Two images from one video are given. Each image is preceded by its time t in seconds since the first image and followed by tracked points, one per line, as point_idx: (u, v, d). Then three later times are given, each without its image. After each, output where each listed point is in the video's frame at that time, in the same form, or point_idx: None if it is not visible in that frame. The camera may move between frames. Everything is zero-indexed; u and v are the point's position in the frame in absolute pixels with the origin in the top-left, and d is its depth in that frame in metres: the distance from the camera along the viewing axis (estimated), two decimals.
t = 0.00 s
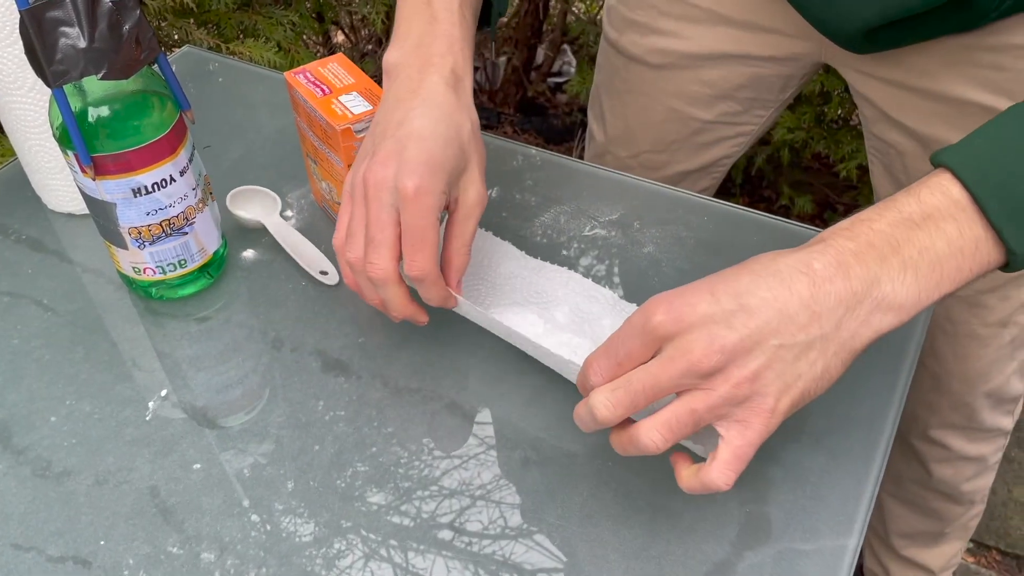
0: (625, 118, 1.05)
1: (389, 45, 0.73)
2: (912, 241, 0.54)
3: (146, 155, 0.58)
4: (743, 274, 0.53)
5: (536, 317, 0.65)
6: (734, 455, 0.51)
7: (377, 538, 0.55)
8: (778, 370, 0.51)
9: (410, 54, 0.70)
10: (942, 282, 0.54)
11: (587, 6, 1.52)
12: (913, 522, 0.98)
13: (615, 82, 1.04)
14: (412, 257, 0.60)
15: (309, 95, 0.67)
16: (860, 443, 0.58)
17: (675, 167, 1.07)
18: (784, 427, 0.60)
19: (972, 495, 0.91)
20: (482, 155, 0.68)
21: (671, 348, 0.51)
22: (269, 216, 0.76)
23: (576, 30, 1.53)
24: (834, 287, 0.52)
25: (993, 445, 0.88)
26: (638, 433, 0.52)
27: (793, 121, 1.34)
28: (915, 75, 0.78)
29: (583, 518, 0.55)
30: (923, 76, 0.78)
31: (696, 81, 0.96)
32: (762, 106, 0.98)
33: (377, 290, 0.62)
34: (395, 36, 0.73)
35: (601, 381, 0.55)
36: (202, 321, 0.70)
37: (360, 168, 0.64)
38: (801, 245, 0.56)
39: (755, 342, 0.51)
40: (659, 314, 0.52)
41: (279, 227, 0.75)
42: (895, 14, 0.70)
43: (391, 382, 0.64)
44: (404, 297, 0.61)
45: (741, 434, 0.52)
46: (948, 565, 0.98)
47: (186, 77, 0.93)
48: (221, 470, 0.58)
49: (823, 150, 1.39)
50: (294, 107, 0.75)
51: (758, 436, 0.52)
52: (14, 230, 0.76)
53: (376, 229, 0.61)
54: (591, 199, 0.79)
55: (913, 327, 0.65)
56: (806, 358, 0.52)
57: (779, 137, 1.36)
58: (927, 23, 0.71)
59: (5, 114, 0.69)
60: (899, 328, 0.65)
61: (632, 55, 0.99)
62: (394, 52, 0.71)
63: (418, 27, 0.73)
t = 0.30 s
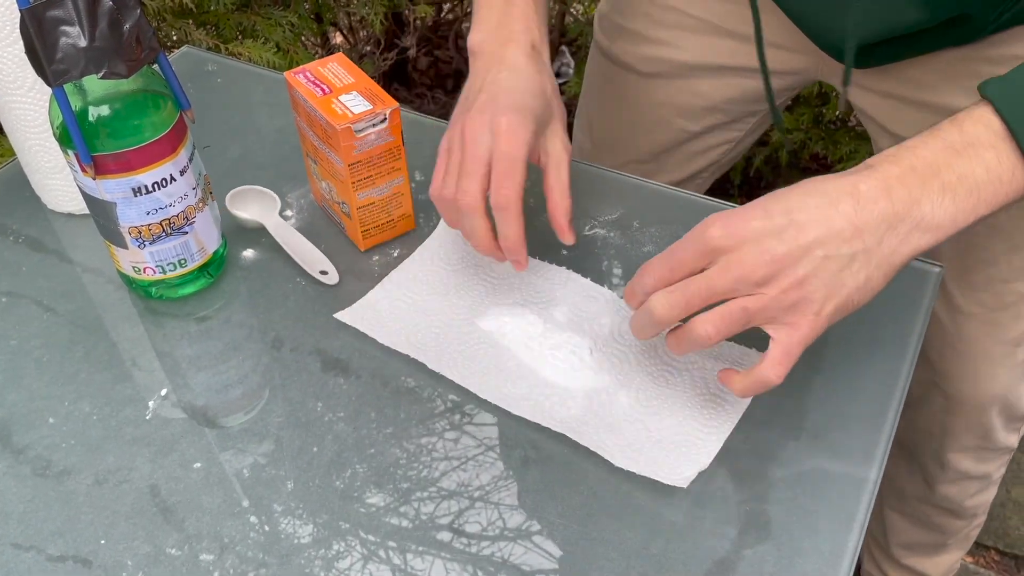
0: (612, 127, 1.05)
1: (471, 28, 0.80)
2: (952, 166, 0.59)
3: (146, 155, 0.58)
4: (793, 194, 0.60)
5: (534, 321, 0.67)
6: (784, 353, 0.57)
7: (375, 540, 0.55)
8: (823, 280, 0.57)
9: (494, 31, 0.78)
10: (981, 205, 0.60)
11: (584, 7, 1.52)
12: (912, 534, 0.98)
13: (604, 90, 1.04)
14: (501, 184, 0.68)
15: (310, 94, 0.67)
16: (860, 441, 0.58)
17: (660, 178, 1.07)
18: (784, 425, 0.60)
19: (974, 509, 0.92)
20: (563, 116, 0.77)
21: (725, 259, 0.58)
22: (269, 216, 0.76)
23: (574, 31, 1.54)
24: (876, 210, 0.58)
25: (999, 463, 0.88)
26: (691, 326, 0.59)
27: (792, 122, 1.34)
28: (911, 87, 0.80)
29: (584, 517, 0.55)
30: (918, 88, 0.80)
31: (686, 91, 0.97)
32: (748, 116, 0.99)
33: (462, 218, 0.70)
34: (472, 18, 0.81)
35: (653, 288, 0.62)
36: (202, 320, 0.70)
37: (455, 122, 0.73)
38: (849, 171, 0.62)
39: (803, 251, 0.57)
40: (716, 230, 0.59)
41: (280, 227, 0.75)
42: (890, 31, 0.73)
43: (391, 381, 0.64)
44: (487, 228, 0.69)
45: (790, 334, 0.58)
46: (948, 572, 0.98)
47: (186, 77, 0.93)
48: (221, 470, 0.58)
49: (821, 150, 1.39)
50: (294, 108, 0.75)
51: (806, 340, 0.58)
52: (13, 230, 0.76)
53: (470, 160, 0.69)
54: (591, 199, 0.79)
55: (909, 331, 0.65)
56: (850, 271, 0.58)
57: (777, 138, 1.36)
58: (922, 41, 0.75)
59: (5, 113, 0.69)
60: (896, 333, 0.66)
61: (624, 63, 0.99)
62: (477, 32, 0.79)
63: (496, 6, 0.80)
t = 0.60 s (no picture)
0: (597, 137, 1.05)
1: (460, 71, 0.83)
2: (926, 217, 0.64)
3: (146, 162, 0.58)
4: (790, 227, 0.64)
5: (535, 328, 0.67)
6: (772, 363, 0.59)
7: (375, 543, 0.55)
8: (817, 302, 0.60)
9: (483, 77, 0.81)
10: (953, 253, 0.63)
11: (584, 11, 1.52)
12: (909, 552, 0.98)
13: (592, 97, 1.04)
14: (516, 206, 0.70)
15: (311, 100, 0.67)
16: (861, 447, 0.58)
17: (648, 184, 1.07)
18: (785, 431, 0.60)
19: (973, 533, 0.92)
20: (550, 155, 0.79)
21: (731, 266, 0.62)
22: (269, 221, 0.76)
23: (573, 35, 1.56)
24: (860, 248, 0.63)
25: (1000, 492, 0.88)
26: (691, 336, 0.61)
27: (792, 126, 1.34)
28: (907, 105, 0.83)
29: (584, 523, 0.55)
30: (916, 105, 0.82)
31: (675, 100, 0.98)
32: (736, 127, 1.00)
33: (479, 239, 0.71)
34: (463, 61, 0.83)
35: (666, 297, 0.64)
36: (202, 326, 0.70)
37: (457, 147, 0.75)
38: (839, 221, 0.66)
39: (801, 270, 0.61)
40: (726, 238, 0.63)
41: (280, 233, 0.75)
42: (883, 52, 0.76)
43: (392, 387, 0.64)
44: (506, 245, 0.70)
45: (783, 346, 0.59)
46: None
47: (186, 82, 0.93)
48: (221, 475, 0.58)
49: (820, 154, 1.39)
50: (294, 113, 0.75)
51: (798, 355, 0.60)
52: (13, 235, 0.76)
53: (483, 181, 0.71)
54: (590, 203, 0.79)
55: (909, 336, 0.66)
56: (842, 297, 0.61)
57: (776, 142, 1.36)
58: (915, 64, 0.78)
59: (5, 119, 0.69)
60: (895, 337, 0.66)
61: (617, 71, 1.00)
62: (466, 76, 0.82)
63: (487, 53, 0.82)
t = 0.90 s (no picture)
0: (593, 136, 1.04)
1: (455, 70, 0.83)
2: (904, 183, 0.64)
3: (147, 166, 0.58)
4: (759, 203, 0.65)
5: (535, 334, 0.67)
6: (749, 344, 0.60)
7: (375, 546, 0.55)
8: (791, 274, 0.61)
9: (478, 74, 0.81)
10: (931, 219, 0.64)
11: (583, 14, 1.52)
12: (908, 551, 0.98)
13: (589, 97, 1.04)
14: (505, 221, 0.70)
15: (311, 104, 0.67)
16: (860, 450, 0.59)
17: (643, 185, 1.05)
18: (784, 434, 0.60)
19: (968, 530, 0.91)
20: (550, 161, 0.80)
21: (700, 251, 0.62)
22: (268, 225, 0.76)
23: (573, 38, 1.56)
24: (834, 220, 0.63)
25: (994, 488, 0.87)
26: (671, 331, 0.62)
27: (792, 130, 1.34)
28: (903, 101, 0.83)
29: (584, 527, 0.55)
30: (911, 102, 0.82)
31: (674, 98, 0.97)
32: (735, 124, 0.99)
33: (471, 253, 0.71)
34: (457, 60, 0.83)
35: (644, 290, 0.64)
36: (203, 330, 0.70)
37: (454, 159, 0.75)
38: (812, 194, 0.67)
39: (769, 246, 0.62)
40: (688, 223, 0.63)
41: (278, 237, 0.75)
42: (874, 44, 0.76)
43: (391, 390, 0.64)
44: (496, 261, 0.70)
45: (758, 325, 0.60)
46: None
47: (186, 86, 0.93)
48: (221, 479, 0.58)
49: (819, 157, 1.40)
50: (294, 117, 0.75)
51: (775, 330, 0.60)
52: (14, 239, 0.76)
53: (478, 196, 0.71)
54: (590, 207, 0.79)
55: (909, 341, 0.65)
56: (815, 265, 0.61)
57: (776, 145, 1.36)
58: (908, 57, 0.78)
59: (5, 123, 0.69)
60: (895, 339, 0.66)
61: (615, 69, 1.00)
62: (461, 74, 0.82)
63: (481, 48, 0.82)
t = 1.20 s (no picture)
0: (616, 112, 1.05)
1: (443, 60, 0.81)
2: (903, 171, 0.61)
3: (146, 169, 0.58)
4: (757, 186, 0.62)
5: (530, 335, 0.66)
6: (745, 326, 0.57)
7: (374, 548, 0.55)
8: (788, 259, 0.58)
9: (467, 62, 0.79)
10: (929, 211, 0.60)
11: (583, 16, 1.53)
12: (916, 526, 0.97)
13: (609, 73, 1.04)
14: (501, 198, 0.66)
15: (310, 107, 0.67)
16: (859, 451, 0.59)
17: (664, 161, 1.06)
18: (783, 436, 0.60)
19: (975, 495, 0.91)
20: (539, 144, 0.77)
21: (698, 229, 0.59)
22: (268, 227, 0.77)
23: (574, 40, 1.54)
24: (832, 207, 0.60)
25: (994, 445, 0.88)
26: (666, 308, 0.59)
27: (791, 131, 1.34)
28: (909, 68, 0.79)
29: (583, 529, 0.55)
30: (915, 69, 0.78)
31: (689, 73, 0.97)
32: (752, 95, 0.99)
33: (465, 232, 0.68)
34: (445, 49, 0.82)
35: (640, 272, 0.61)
36: (202, 332, 0.70)
37: (445, 136, 0.71)
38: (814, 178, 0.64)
39: (770, 228, 0.58)
40: (689, 199, 0.60)
41: (277, 239, 0.75)
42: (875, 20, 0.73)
43: (390, 392, 0.64)
44: (491, 239, 0.67)
45: (755, 308, 0.57)
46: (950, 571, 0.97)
47: (186, 88, 0.93)
48: (220, 482, 0.58)
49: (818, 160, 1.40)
50: (293, 120, 0.75)
51: (772, 313, 0.57)
52: (13, 241, 0.76)
53: (471, 170, 0.67)
54: (590, 209, 0.79)
55: (909, 340, 0.66)
56: (812, 253, 0.58)
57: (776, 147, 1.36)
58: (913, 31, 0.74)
59: (5, 126, 0.69)
60: (894, 338, 0.66)
61: (628, 48, 0.99)
62: (452, 63, 0.80)
63: (472, 35, 0.81)
